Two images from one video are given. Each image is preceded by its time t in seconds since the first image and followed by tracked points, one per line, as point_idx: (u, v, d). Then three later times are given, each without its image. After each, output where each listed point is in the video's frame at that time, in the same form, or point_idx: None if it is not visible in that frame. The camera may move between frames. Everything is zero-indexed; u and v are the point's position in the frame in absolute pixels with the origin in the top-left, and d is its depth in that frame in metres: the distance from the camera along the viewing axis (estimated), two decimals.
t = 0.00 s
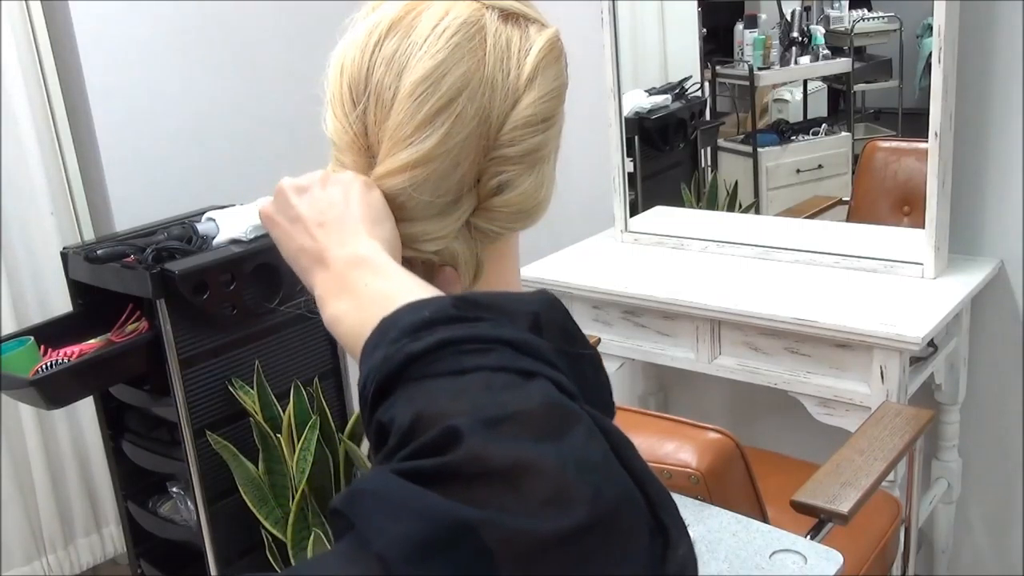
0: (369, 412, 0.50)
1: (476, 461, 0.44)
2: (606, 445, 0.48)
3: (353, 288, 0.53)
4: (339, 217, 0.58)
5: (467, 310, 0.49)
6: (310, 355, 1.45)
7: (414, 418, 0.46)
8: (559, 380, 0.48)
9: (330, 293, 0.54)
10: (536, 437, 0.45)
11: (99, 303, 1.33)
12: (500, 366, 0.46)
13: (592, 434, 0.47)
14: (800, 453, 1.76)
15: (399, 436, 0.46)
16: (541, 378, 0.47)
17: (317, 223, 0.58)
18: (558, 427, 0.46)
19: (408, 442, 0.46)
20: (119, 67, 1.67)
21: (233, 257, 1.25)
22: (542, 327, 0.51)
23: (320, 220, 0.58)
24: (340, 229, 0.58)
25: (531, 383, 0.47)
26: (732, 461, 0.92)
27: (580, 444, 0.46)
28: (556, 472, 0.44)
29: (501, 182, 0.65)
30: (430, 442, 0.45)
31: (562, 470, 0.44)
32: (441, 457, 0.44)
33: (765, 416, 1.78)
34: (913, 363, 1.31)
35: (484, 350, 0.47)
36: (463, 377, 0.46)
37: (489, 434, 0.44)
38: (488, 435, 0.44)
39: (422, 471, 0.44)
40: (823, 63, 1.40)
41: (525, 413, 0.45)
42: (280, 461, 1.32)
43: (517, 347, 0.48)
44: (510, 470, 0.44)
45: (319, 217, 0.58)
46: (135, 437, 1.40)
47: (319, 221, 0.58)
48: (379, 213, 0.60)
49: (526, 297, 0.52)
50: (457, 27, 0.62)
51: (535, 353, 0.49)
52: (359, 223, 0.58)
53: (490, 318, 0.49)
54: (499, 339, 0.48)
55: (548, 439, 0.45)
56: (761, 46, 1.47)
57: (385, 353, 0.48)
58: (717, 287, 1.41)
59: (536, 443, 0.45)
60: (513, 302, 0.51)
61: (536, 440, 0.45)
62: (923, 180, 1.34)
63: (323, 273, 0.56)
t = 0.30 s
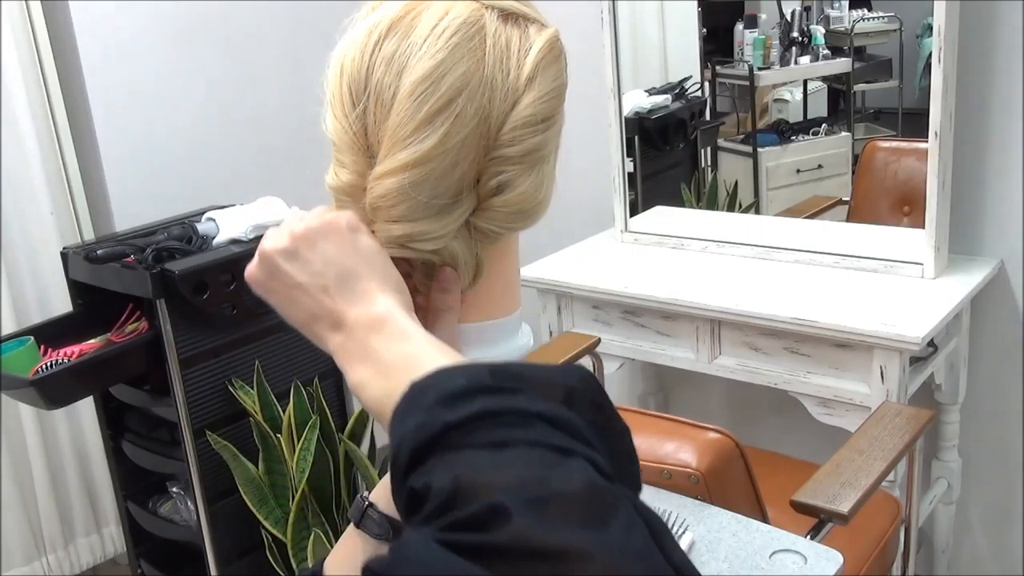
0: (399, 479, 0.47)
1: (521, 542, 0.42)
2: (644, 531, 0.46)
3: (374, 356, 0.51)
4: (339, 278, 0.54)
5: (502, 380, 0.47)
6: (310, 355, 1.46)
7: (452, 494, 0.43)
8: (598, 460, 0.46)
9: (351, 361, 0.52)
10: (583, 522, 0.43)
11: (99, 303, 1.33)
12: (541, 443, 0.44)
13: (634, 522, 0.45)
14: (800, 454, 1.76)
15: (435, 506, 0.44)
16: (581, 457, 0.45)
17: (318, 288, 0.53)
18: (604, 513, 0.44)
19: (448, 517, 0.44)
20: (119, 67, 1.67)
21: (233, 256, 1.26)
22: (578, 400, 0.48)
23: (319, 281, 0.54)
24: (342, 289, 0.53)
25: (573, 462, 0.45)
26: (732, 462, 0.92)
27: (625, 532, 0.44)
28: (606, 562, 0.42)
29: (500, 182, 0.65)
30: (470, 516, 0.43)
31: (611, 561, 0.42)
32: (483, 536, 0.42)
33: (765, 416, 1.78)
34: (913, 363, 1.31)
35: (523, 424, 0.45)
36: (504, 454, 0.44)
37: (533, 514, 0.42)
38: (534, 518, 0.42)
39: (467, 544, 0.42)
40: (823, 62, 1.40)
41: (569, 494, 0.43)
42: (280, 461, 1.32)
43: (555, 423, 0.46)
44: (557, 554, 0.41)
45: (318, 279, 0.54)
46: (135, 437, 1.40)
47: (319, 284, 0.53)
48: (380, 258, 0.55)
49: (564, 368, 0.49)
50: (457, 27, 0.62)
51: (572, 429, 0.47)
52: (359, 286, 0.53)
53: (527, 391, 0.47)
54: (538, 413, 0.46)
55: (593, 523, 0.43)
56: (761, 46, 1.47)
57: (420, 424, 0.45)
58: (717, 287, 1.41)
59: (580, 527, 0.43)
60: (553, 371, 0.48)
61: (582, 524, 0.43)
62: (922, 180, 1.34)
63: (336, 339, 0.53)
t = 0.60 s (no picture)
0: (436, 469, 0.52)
1: (513, 511, 0.45)
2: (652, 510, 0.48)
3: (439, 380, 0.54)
4: (389, 320, 0.56)
5: (528, 373, 0.50)
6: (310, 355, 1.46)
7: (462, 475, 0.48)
8: (610, 442, 0.49)
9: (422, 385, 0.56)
10: (583, 494, 0.46)
11: (99, 303, 1.33)
12: (550, 425, 0.48)
13: (636, 492, 0.47)
14: (800, 454, 1.76)
15: (450, 489, 0.49)
16: (592, 438, 0.49)
17: (374, 336, 0.57)
18: (605, 487, 0.46)
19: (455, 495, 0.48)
20: (119, 67, 1.67)
21: (233, 256, 1.26)
22: (604, 390, 0.53)
23: (372, 330, 0.57)
24: (394, 326, 0.56)
25: (582, 442, 0.48)
26: (732, 461, 0.92)
27: (625, 504, 0.46)
28: (600, 529, 0.44)
29: (500, 182, 0.65)
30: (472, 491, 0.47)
31: (605, 529, 0.44)
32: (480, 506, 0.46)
33: (765, 416, 1.78)
34: (913, 363, 1.31)
35: (539, 411, 0.49)
36: (513, 436, 0.47)
37: (530, 487, 0.45)
38: (530, 487, 0.45)
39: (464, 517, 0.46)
40: (823, 62, 1.40)
41: (566, 468, 0.46)
42: (280, 461, 1.32)
43: (572, 410, 0.49)
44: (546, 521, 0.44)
45: (374, 329, 0.57)
46: (135, 437, 1.40)
47: (373, 332, 0.57)
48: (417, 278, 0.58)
49: (593, 361, 0.54)
50: (457, 27, 0.62)
51: (590, 416, 0.50)
52: (407, 317, 0.56)
53: (551, 383, 0.50)
54: (554, 401, 0.49)
55: (592, 495, 0.46)
56: (761, 46, 1.47)
57: (447, 415, 0.50)
58: (717, 287, 1.41)
59: (576, 497, 0.45)
60: (579, 367, 0.53)
61: (579, 494, 0.45)
62: (922, 179, 1.34)
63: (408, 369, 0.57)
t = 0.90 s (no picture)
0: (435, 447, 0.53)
1: (515, 497, 0.47)
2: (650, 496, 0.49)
3: (445, 353, 0.55)
4: (402, 289, 0.57)
5: (534, 356, 0.52)
6: (310, 355, 1.46)
7: (465, 457, 0.49)
8: (612, 430, 0.51)
9: (424, 355, 0.57)
10: (581, 483, 0.47)
11: (99, 302, 1.33)
12: (553, 410, 0.49)
13: (636, 482, 0.49)
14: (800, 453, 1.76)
15: (451, 470, 0.50)
16: (594, 425, 0.50)
17: (385, 302, 0.57)
18: (603, 473, 0.48)
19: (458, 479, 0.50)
20: (119, 67, 1.66)
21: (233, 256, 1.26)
22: (609, 376, 0.54)
23: (384, 296, 0.57)
24: (405, 297, 0.57)
25: (585, 428, 0.49)
26: (731, 461, 0.92)
27: (622, 491, 0.48)
28: (597, 517, 0.46)
29: (501, 182, 0.65)
30: (474, 475, 0.48)
31: (601, 518, 0.46)
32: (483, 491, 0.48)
33: (765, 416, 1.78)
34: (914, 363, 1.31)
35: (543, 395, 0.50)
36: (515, 420, 0.49)
37: (530, 473, 0.47)
38: (530, 474, 0.47)
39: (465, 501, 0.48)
40: (823, 62, 1.40)
41: (568, 456, 0.48)
42: (280, 461, 1.32)
43: (575, 396, 0.51)
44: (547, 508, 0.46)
45: (385, 293, 0.57)
46: (135, 437, 1.40)
47: (385, 299, 0.57)
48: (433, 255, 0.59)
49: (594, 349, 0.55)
50: (457, 27, 0.62)
51: (593, 403, 0.51)
52: (421, 289, 0.57)
53: (553, 367, 0.52)
54: (557, 386, 0.51)
55: (592, 482, 0.47)
56: (761, 46, 1.47)
57: (450, 393, 0.51)
58: (717, 287, 1.41)
59: (576, 485, 0.47)
60: (583, 351, 0.54)
61: (579, 483, 0.47)
62: (922, 179, 1.34)
63: (411, 339, 0.58)
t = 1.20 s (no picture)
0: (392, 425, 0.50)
1: (511, 498, 0.45)
2: (631, 489, 0.50)
3: (372, 292, 0.54)
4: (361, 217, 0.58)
5: (500, 335, 0.51)
6: (311, 355, 1.46)
7: (445, 447, 0.47)
8: (585, 418, 0.50)
9: (347, 292, 0.55)
10: (571, 480, 0.47)
11: (99, 303, 1.33)
12: (532, 400, 0.48)
13: (619, 475, 0.49)
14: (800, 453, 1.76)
15: (426, 458, 0.47)
16: (570, 415, 0.49)
17: (342, 219, 0.58)
18: (589, 469, 0.48)
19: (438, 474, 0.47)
20: (120, 68, 1.66)
21: (233, 256, 1.26)
22: (571, 358, 0.53)
23: (344, 215, 0.58)
24: (359, 226, 0.58)
25: (563, 420, 0.49)
26: (731, 461, 0.92)
27: (610, 488, 0.48)
28: (593, 517, 0.46)
29: (500, 182, 0.65)
30: (463, 472, 0.46)
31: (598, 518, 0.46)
32: (474, 490, 0.46)
33: (765, 416, 1.78)
34: (914, 363, 1.31)
35: (519, 380, 0.49)
36: (499, 409, 0.47)
37: (523, 471, 0.46)
38: (523, 473, 0.46)
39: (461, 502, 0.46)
40: (823, 62, 1.40)
41: (557, 454, 0.47)
42: (280, 461, 1.32)
43: (548, 381, 0.50)
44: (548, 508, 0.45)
45: (342, 211, 0.58)
46: (135, 437, 1.40)
47: (344, 216, 0.58)
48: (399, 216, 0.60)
49: (561, 327, 0.54)
50: (456, 27, 0.62)
51: (563, 388, 0.51)
52: (373, 232, 0.58)
53: (521, 348, 0.51)
54: (533, 371, 0.49)
55: (581, 479, 0.47)
56: (761, 45, 1.47)
57: (418, 369, 0.49)
58: (717, 287, 1.41)
59: (568, 484, 0.46)
60: (547, 331, 0.53)
61: (570, 481, 0.47)
62: (923, 179, 1.34)
63: (338, 269, 0.56)
